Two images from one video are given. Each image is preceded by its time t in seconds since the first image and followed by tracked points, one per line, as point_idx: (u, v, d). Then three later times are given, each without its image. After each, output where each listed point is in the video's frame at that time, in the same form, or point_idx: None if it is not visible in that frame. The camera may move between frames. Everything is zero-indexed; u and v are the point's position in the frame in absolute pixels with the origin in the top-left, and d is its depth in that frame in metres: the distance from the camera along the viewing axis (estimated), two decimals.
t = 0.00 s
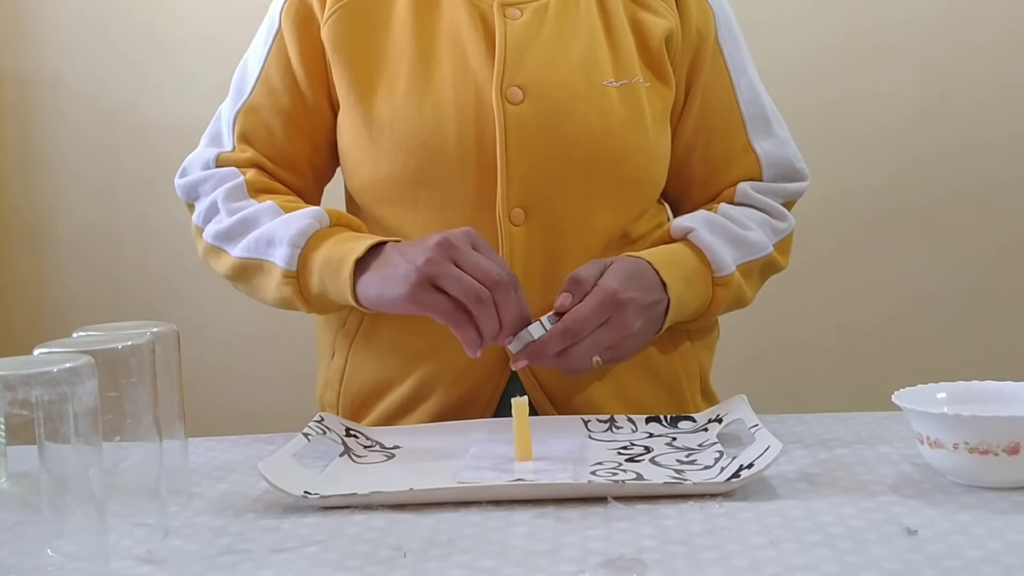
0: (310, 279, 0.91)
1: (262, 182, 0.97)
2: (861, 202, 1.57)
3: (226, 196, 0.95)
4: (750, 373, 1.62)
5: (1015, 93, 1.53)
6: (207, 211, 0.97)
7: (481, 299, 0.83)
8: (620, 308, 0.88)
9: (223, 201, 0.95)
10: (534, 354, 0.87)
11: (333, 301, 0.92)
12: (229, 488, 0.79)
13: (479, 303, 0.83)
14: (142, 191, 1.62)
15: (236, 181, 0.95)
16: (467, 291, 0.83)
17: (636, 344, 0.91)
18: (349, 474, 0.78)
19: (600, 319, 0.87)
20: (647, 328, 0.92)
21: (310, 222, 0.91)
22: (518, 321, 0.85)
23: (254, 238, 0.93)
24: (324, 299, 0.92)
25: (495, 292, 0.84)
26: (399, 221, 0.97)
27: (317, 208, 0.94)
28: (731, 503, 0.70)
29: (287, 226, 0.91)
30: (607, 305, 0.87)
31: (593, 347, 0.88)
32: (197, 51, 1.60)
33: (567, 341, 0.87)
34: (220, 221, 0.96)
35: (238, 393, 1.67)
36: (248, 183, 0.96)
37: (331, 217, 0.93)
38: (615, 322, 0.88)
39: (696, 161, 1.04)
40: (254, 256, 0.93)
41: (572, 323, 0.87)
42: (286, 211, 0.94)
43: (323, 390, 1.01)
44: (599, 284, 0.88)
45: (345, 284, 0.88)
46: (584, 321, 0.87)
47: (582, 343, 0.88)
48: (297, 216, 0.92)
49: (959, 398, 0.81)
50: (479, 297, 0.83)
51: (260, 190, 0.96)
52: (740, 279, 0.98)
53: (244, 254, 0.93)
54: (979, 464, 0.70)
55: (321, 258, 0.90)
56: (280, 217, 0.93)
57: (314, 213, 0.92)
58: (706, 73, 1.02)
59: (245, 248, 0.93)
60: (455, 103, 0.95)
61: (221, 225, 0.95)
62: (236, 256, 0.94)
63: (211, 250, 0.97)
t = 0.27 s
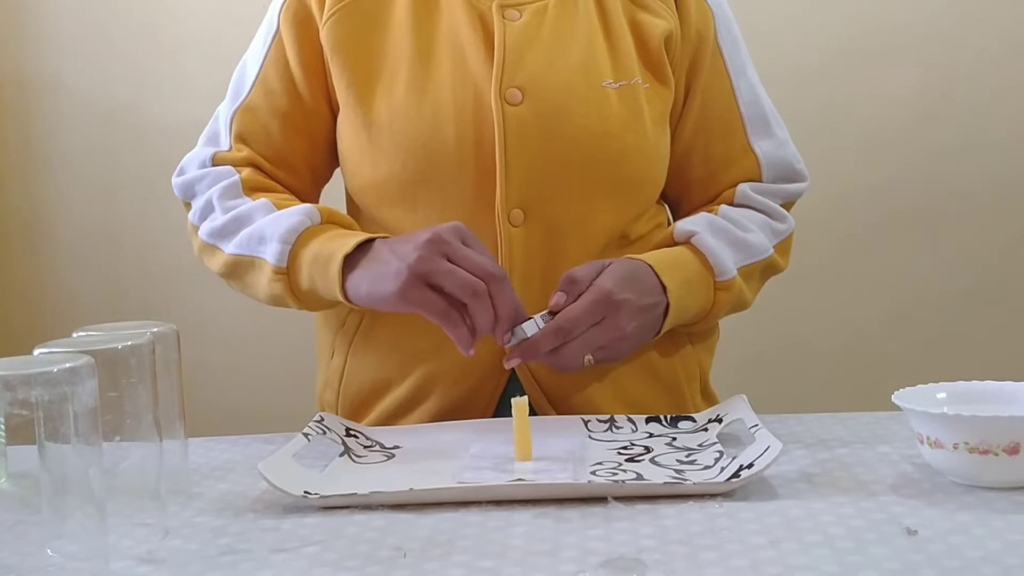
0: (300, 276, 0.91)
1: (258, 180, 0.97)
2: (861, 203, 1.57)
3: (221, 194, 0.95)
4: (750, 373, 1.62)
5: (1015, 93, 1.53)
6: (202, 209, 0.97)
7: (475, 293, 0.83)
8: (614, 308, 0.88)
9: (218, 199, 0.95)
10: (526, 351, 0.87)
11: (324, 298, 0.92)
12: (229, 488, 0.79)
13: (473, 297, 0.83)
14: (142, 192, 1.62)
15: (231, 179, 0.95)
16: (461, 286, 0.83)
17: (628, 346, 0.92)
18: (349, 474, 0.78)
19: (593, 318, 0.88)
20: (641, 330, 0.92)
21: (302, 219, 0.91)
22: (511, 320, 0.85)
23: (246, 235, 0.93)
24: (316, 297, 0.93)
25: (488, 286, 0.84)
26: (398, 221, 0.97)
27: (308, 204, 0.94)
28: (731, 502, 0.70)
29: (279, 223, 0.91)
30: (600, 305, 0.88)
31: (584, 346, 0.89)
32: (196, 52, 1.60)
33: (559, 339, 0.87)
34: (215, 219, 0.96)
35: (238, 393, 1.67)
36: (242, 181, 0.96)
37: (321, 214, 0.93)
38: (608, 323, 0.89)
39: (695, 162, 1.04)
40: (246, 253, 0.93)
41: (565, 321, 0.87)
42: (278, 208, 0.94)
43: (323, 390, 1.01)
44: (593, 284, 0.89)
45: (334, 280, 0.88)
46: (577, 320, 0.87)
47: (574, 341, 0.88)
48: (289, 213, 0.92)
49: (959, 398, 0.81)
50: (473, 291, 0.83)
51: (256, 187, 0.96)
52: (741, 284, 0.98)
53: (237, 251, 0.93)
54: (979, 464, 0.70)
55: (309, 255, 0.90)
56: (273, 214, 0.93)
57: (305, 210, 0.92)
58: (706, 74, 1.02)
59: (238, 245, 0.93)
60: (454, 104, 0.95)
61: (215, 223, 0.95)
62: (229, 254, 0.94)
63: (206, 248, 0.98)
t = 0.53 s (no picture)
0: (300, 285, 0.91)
1: (256, 182, 0.96)
2: (861, 203, 1.57)
3: (219, 196, 0.95)
4: (750, 374, 1.62)
5: (1014, 94, 1.53)
6: (200, 211, 0.97)
7: (475, 297, 0.83)
8: (617, 306, 0.88)
9: (216, 202, 0.95)
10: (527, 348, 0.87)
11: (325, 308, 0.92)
12: (229, 488, 0.79)
13: (473, 301, 0.83)
14: (141, 192, 1.62)
15: (230, 182, 0.95)
16: (460, 291, 0.83)
17: (629, 345, 0.91)
18: (349, 474, 0.78)
19: (596, 315, 0.87)
20: (642, 329, 0.92)
21: (300, 228, 0.91)
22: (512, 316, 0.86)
23: (244, 243, 0.92)
24: (316, 306, 0.92)
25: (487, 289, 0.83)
26: (397, 221, 0.97)
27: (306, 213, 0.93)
28: (731, 502, 0.70)
29: (278, 232, 0.91)
30: (603, 303, 0.87)
31: (586, 344, 0.88)
32: (196, 52, 1.60)
33: (561, 336, 0.87)
34: (213, 222, 0.95)
35: (237, 393, 1.67)
36: (241, 184, 0.95)
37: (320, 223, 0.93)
38: (609, 321, 0.89)
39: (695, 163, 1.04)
40: (244, 260, 0.93)
41: (568, 319, 0.87)
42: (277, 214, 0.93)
43: (322, 391, 1.00)
44: (596, 282, 0.88)
45: (336, 290, 0.88)
46: (580, 317, 0.87)
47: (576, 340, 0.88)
48: (287, 222, 0.91)
49: (959, 397, 0.81)
50: (473, 297, 0.83)
51: (253, 191, 0.96)
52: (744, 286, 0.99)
53: (235, 259, 0.93)
54: (979, 464, 0.70)
55: (312, 264, 0.90)
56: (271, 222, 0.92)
57: (303, 219, 0.91)
58: (704, 75, 1.02)
59: (236, 252, 0.93)
60: (454, 105, 0.95)
61: (213, 227, 0.94)
62: (227, 260, 0.94)
63: (203, 251, 0.97)
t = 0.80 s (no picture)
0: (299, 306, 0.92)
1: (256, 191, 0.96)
2: (861, 203, 1.57)
3: (219, 204, 0.95)
4: (750, 374, 1.62)
5: (1014, 93, 1.53)
6: (201, 218, 0.97)
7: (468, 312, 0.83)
8: (622, 309, 0.88)
9: (217, 211, 0.95)
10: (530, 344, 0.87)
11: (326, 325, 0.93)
12: (229, 488, 0.79)
13: (466, 319, 0.83)
14: (141, 191, 1.62)
15: (230, 190, 0.95)
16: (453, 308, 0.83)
17: (631, 349, 0.91)
18: (348, 474, 0.78)
19: (603, 316, 0.87)
20: (645, 334, 0.91)
21: (297, 247, 0.91)
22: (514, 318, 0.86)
23: (243, 260, 0.92)
24: (316, 322, 0.93)
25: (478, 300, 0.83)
26: (398, 223, 0.97)
27: (301, 227, 0.93)
28: (731, 502, 0.70)
29: (275, 251, 0.91)
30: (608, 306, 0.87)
31: (589, 346, 0.88)
32: (196, 51, 1.60)
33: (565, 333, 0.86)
34: (213, 232, 0.95)
35: (237, 393, 1.67)
36: (241, 192, 0.95)
37: (316, 239, 0.92)
38: (614, 324, 0.88)
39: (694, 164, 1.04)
40: (242, 277, 0.93)
41: (575, 317, 0.86)
42: (276, 227, 0.93)
43: (322, 391, 1.01)
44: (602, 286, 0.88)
45: (335, 312, 0.89)
46: (589, 315, 0.86)
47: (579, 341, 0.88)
48: (284, 240, 0.91)
49: (959, 398, 0.81)
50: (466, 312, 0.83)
51: (252, 199, 0.96)
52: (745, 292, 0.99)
53: (233, 275, 0.93)
54: (979, 464, 0.70)
55: (310, 287, 0.90)
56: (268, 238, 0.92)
57: (299, 236, 0.91)
58: (703, 76, 1.03)
59: (234, 268, 0.93)
60: (454, 105, 0.95)
61: (213, 239, 0.95)
62: (226, 274, 0.94)
63: (204, 260, 0.97)
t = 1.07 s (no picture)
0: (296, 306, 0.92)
1: (255, 192, 0.96)
2: (861, 203, 1.57)
3: (218, 207, 0.95)
4: (750, 375, 1.62)
5: (1013, 94, 1.53)
6: (201, 220, 0.97)
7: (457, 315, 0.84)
8: (621, 306, 0.88)
9: (215, 213, 0.95)
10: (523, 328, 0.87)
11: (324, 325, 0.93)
12: (229, 488, 0.79)
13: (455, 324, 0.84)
14: (141, 192, 1.62)
15: (229, 192, 0.95)
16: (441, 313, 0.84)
17: (626, 348, 0.91)
18: (348, 474, 0.78)
19: (601, 311, 0.87)
20: (641, 336, 0.91)
21: (287, 248, 0.90)
22: (504, 307, 0.86)
23: (239, 265, 0.93)
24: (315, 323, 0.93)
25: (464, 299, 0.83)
26: (397, 223, 0.97)
27: (291, 226, 0.92)
28: (731, 502, 0.70)
29: (266, 255, 0.91)
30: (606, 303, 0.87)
31: (583, 339, 0.88)
32: (196, 51, 1.60)
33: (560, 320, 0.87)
34: (211, 235, 0.96)
35: (237, 393, 1.67)
36: (239, 193, 0.95)
37: (306, 237, 0.92)
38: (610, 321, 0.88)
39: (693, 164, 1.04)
40: (239, 281, 0.93)
41: (570, 308, 0.86)
42: (271, 227, 0.93)
43: (321, 391, 1.01)
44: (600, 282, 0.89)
45: (330, 312, 0.89)
46: (587, 305, 0.87)
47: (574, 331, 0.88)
48: (274, 242, 0.91)
49: (959, 398, 0.81)
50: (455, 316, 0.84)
51: (251, 201, 0.96)
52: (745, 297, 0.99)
53: (231, 279, 0.93)
54: (979, 464, 0.70)
55: (305, 288, 0.90)
56: (262, 239, 0.92)
57: (289, 236, 0.91)
58: (701, 76, 1.03)
59: (231, 272, 0.93)
60: (453, 105, 0.95)
61: (210, 242, 0.95)
62: (225, 278, 0.94)
63: (205, 263, 0.98)
